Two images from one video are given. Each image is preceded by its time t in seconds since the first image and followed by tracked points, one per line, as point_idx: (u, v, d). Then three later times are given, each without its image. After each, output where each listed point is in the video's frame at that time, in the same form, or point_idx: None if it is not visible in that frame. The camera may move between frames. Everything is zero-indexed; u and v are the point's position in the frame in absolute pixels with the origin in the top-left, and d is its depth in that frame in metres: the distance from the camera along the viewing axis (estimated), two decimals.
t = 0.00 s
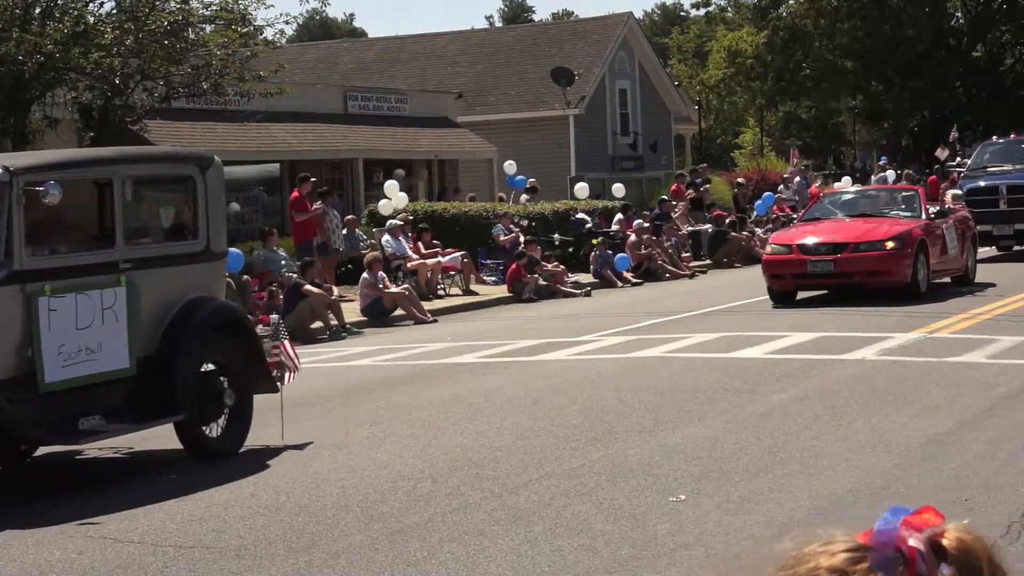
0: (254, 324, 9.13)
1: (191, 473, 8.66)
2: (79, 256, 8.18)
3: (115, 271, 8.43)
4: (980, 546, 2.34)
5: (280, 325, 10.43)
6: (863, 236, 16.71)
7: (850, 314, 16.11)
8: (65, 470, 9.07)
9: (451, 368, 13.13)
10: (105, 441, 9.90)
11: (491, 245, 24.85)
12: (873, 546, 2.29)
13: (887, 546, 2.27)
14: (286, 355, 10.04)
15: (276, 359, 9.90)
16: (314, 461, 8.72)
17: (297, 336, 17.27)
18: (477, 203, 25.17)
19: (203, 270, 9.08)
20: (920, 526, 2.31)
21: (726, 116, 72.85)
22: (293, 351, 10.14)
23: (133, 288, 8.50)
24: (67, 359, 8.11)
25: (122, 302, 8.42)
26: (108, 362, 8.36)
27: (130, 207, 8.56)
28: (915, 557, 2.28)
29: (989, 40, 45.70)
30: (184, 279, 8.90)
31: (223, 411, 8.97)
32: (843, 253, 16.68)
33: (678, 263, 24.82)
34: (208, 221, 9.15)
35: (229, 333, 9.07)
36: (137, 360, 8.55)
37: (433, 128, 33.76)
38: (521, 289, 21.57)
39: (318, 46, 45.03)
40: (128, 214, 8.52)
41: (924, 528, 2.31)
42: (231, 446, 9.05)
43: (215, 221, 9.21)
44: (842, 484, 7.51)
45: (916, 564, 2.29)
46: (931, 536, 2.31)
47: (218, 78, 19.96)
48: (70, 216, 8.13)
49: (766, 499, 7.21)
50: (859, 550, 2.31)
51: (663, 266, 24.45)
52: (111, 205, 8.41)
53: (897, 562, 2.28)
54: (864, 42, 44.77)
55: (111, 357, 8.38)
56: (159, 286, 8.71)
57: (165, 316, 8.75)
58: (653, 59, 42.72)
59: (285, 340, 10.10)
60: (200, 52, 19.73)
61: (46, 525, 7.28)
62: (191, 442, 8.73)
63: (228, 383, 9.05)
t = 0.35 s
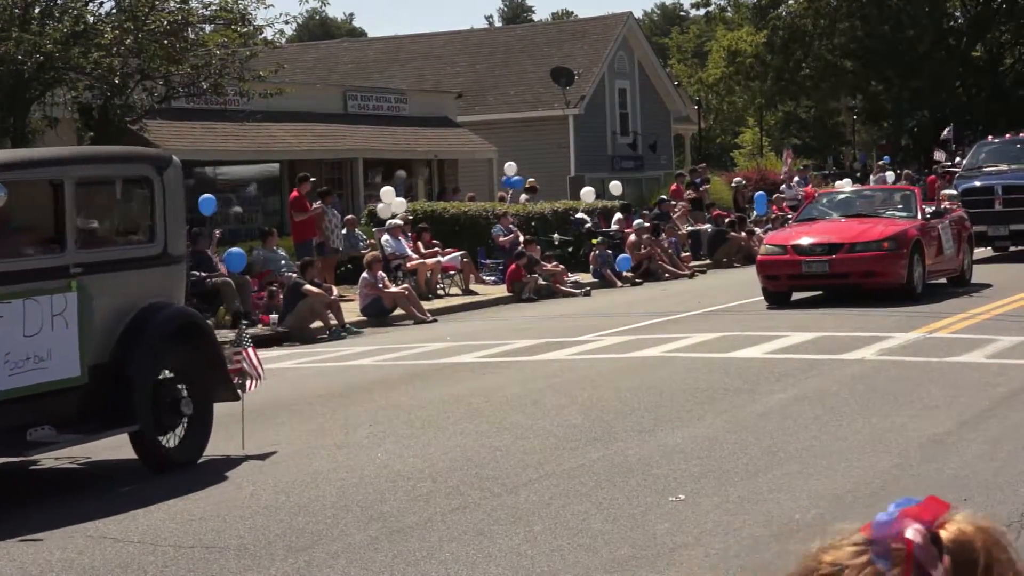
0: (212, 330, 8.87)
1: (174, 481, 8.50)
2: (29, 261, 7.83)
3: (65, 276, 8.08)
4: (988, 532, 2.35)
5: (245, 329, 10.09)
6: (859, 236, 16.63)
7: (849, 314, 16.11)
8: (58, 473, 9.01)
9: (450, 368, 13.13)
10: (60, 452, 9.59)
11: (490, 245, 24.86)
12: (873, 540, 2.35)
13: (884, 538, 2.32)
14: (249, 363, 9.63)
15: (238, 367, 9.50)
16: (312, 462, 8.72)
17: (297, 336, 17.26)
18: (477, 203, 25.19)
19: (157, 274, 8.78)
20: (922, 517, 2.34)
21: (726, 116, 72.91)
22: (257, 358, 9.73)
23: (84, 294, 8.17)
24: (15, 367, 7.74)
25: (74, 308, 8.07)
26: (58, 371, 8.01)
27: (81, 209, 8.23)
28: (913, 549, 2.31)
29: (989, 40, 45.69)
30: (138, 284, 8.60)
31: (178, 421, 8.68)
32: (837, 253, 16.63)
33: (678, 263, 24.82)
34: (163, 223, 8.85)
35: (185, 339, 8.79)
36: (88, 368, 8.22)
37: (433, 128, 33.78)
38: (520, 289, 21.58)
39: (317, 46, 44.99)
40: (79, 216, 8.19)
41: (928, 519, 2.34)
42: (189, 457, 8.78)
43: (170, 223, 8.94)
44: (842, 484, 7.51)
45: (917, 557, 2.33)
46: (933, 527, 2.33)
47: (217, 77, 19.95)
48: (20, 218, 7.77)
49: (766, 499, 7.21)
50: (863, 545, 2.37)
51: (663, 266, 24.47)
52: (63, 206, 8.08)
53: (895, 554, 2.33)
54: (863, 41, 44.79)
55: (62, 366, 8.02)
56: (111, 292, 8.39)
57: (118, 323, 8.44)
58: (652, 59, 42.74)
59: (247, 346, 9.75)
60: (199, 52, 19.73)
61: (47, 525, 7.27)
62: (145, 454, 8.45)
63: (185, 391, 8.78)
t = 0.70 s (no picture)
0: (167, 336, 8.51)
1: (149, 488, 8.24)
2: None
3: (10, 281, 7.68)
4: (982, 548, 2.29)
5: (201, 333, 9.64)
6: (855, 237, 16.62)
7: (848, 314, 16.10)
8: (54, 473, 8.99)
9: (450, 368, 13.13)
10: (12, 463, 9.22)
11: (490, 244, 24.87)
12: (861, 550, 2.33)
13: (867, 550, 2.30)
14: (208, 370, 9.19)
15: (195, 374, 9.07)
16: (313, 461, 8.72)
17: (297, 336, 17.26)
18: (476, 204, 25.20)
19: (112, 278, 8.39)
20: (914, 528, 2.31)
21: (726, 116, 72.95)
22: (217, 365, 9.32)
23: (31, 299, 7.77)
24: None
25: (19, 314, 7.67)
26: (4, 380, 7.59)
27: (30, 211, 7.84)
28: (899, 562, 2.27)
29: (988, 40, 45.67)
30: (91, 288, 8.21)
31: (132, 430, 8.29)
32: (833, 254, 16.62)
33: (678, 263, 24.81)
34: (119, 224, 8.47)
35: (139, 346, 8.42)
36: (36, 376, 7.83)
37: (433, 128, 33.78)
38: (520, 289, 21.57)
39: (317, 46, 45.00)
40: (27, 219, 7.80)
41: (921, 530, 2.31)
42: (142, 468, 8.41)
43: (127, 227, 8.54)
44: (842, 483, 7.51)
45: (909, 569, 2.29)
46: (922, 540, 2.30)
47: (217, 77, 19.91)
48: None
49: (766, 499, 7.20)
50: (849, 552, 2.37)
51: (664, 266, 24.44)
52: (9, 210, 7.70)
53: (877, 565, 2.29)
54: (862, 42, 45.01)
55: (7, 375, 7.60)
56: (61, 297, 7.99)
57: (68, 329, 8.04)
58: (652, 60, 42.76)
59: (206, 352, 9.32)
60: (199, 52, 19.74)
61: (49, 525, 7.28)
62: (97, 466, 8.08)
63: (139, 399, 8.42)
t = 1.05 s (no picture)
0: (125, 343, 8.25)
1: (116, 498, 8.02)
2: None
3: None
4: (976, 553, 2.34)
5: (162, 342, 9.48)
6: (852, 237, 16.61)
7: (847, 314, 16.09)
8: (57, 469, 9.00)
9: (450, 368, 13.12)
10: None
11: (490, 244, 24.86)
12: (854, 555, 2.40)
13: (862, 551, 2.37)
14: (166, 378, 9.05)
15: (152, 382, 8.98)
16: (313, 461, 8.71)
17: (297, 336, 17.27)
18: (476, 204, 25.20)
19: (64, 284, 8.10)
20: (908, 535, 2.39)
21: (726, 117, 72.97)
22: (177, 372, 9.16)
23: None
24: None
25: None
26: None
27: None
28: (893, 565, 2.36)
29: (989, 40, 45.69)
30: (41, 294, 7.92)
31: (85, 440, 8.04)
32: (830, 254, 16.60)
33: (678, 263, 24.80)
34: (72, 227, 8.17)
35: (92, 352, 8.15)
36: None
37: (433, 128, 33.77)
38: (519, 289, 21.57)
39: (318, 46, 44.99)
40: None
41: (916, 537, 2.39)
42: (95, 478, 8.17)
43: (78, 231, 8.24)
44: (841, 483, 7.51)
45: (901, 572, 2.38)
46: (917, 546, 2.37)
47: (217, 77, 19.90)
48: None
49: (767, 499, 7.20)
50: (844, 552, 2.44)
51: (664, 266, 24.44)
52: None
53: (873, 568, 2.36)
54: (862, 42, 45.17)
55: None
56: (10, 303, 7.70)
57: (17, 336, 7.75)
58: (653, 60, 42.79)
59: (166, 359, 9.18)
60: (199, 52, 19.74)
61: (50, 524, 7.28)
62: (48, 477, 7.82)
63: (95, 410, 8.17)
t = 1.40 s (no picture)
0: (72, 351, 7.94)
1: (67, 511, 7.75)
2: None
3: None
4: (973, 555, 2.33)
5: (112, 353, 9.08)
6: (846, 239, 16.57)
7: (846, 315, 16.11)
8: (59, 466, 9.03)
9: (450, 368, 13.14)
10: None
11: (490, 244, 24.86)
12: (853, 554, 2.40)
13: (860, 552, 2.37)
14: (119, 387, 8.65)
15: (104, 393, 8.54)
16: (313, 462, 8.70)
17: (298, 336, 17.29)
18: (476, 205, 25.21)
19: (11, 290, 7.77)
20: (907, 535, 2.39)
21: (726, 117, 73.02)
22: (129, 383, 8.76)
23: None
24: None
25: None
26: None
27: None
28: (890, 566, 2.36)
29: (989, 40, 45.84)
30: None
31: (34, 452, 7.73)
32: (824, 255, 16.55)
33: (678, 263, 24.80)
34: (19, 231, 7.82)
35: (38, 362, 7.88)
36: None
37: (432, 128, 33.77)
38: (519, 290, 21.57)
39: (318, 46, 45.02)
40: None
41: (916, 537, 2.38)
42: (44, 493, 7.85)
43: (25, 235, 7.86)
44: (841, 483, 7.53)
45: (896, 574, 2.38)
46: (913, 545, 2.36)
47: (217, 78, 20.01)
48: None
49: (768, 499, 7.20)
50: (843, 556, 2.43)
51: (663, 266, 24.45)
52: None
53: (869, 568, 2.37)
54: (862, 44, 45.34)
55: None
56: None
57: None
58: (653, 60, 42.80)
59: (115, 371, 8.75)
60: (200, 52, 19.76)
61: (52, 525, 7.30)
62: None
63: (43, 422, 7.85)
